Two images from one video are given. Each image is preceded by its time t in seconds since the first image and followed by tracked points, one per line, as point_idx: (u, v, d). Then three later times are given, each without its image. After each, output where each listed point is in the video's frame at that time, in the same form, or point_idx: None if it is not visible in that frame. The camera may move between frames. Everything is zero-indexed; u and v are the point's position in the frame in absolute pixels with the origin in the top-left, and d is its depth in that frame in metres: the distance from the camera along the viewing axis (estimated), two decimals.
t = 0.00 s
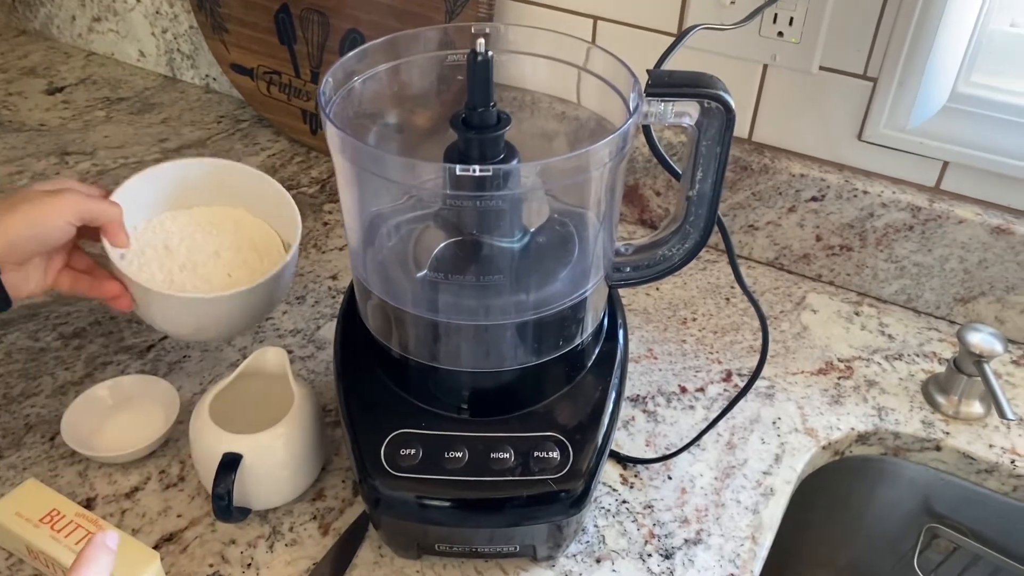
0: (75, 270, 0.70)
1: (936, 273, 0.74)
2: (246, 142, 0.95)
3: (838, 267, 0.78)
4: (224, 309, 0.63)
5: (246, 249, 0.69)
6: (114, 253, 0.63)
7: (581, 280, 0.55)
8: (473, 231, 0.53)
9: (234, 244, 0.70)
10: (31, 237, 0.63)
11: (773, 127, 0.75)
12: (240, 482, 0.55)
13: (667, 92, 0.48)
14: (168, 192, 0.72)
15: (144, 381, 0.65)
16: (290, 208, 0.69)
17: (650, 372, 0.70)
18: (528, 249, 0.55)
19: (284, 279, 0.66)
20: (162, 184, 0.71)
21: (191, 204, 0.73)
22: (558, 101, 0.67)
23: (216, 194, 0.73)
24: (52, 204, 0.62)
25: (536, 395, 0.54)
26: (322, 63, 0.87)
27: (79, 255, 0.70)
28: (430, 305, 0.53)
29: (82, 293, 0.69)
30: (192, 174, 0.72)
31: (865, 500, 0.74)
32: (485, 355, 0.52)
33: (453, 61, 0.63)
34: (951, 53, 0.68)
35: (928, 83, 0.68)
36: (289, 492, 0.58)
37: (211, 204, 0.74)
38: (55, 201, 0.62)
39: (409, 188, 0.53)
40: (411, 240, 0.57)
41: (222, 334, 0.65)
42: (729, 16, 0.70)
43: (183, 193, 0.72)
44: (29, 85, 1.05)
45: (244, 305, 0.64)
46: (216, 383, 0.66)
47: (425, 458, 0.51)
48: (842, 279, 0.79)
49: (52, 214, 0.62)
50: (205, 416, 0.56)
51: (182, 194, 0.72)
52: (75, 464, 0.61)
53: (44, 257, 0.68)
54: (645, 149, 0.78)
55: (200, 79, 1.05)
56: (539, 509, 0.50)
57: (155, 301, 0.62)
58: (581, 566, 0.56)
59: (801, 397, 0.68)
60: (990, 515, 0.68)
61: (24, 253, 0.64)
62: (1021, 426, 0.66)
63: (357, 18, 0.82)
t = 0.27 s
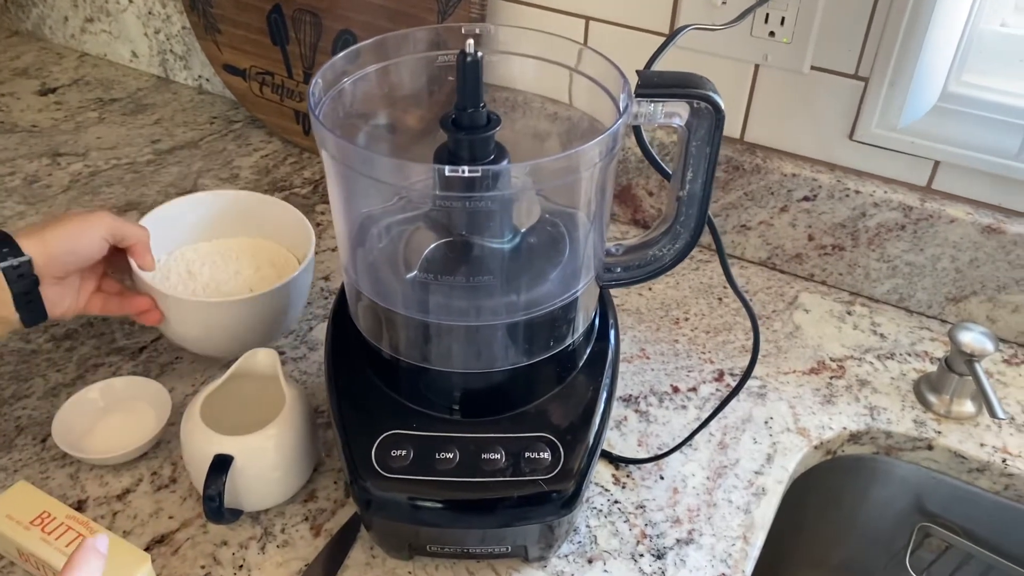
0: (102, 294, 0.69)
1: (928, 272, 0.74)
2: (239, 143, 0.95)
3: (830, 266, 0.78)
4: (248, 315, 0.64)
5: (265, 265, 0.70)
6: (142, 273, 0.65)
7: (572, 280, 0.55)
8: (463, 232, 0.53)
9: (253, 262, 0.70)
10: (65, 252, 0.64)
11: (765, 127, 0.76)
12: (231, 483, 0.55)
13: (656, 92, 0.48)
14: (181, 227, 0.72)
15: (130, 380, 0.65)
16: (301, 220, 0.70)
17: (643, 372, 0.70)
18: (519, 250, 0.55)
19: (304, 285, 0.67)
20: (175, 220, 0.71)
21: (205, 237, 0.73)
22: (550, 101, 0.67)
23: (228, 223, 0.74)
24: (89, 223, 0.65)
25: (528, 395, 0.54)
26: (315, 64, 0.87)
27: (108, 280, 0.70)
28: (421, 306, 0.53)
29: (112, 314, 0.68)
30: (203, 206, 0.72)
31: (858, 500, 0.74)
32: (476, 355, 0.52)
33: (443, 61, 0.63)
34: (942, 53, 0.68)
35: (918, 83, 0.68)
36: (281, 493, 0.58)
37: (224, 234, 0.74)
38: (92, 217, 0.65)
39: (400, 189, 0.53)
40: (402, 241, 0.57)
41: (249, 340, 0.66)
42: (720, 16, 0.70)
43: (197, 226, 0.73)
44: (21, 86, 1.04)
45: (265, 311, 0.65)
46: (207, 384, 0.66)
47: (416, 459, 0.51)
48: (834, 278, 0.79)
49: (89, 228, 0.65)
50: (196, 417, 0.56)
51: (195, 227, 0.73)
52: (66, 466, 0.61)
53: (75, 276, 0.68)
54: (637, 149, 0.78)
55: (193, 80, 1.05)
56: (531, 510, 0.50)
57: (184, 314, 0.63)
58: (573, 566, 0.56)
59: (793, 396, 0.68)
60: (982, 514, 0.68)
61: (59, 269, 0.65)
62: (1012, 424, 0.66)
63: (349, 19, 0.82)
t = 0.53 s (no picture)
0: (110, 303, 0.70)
1: (923, 270, 0.74)
2: (237, 143, 0.95)
3: (826, 265, 0.79)
4: (251, 319, 0.64)
5: (266, 272, 0.70)
6: (147, 280, 0.66)
7: (569, 279, 0.55)
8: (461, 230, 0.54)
9: (253, 269, 0.70)
10: (75, 260, 0.66)
11: (761, 127, 0.76)
12: (230, 481, 0.56)
13: (652, 92, 0.49)
14: (176, 241, 0.71)
15: (129, 379, 0.66)
16: (301, 227, 0.70)
17: (640, 370, 0.70)
18: (516, 248, 0.56)
19: (306, 287, 0.68)
20: (170, 235, 0.71)
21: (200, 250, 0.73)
22: (547, 101, 0.67)
23: (222, 234, 0.73)
24: (95, 233, 0.66)
25: (526, 393, 0.54)
26: (313, 64, 0.87)
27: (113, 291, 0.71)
28: (420, 304, 0.53)
29: (119, 321, 0.69)
30: (197, 219, 0.72)
31: (854, 497, 0.74)
32: (474, 353, 0.53)
33: (441, 61, 0.63)
34: (936, 53, 0.69)
35: (913, 82, 0.69)
36: (280, 491, 0.58)
37: (219, 246, 0.74)
38: (100, 227, 0.67)
39: (398, 188, 0.54)
40: (400, 240, 0.57)
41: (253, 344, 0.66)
42: (717, 16, 0.71)
43: (192, 239, 0.72)
44: (19, 86, 1.05)
45: (267, 314, 0.65)
46: (206, 384, 0.66)
47: (415, 456, 0.52)
48: (830, 277, 0.79)
49: (97, 237, 0.66)
50: (196, 417, 0.56)
51: (190, 240, 0.72)
52: (66, 464, 0.61)
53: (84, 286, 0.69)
54: (634, 149, 0.79)
55: (192, 80, 1.05)
56: (529, 506, 0.51)
57: (191, 322, 0.63)
58: (571, 562, 0.56)
59: (789, 394, 0.69)
60: (977, 510, 0.69)
61: (69, 278, 0.66)
62: (1007, 422, 0.66)
63: (347, 19, 0.82)
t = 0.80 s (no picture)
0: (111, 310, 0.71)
1: (918, 272, 0.75)
2: (235, 145, 0.96)
3: (822, 266, 0.79)
4: (251, 320, 0.65)
5: (265, 274, 0.70)
6: (149, 287, 0.66)
7: (565, 280, 0.56)
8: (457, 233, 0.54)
9: (253, 272, 0.70)
10: (75, 267, 0.67)
11: (757, 129, 0.76)
12: (228, 482, 0.56)
13: (646, 95, 0.49)
14: (174, 247, 0.71)
15: (128, 381, 0.66)
16: (299, 230, 0.70)
17: (636, 371, 0.71)
18: (512, 250, 0.56)
19: (305, 287, 0.68)
20: (167, 241, 0.71)
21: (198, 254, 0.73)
22: (544, 104, 0.67)
23: (219, 238, 0.73)
24: (96, 240, 0.67)
25: (522, 394, 0.54)
26: (310, 66, 0.88)
27: (114, 298, 0.71)
28: (417, 306, 0.53)
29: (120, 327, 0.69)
30: (196, 225, 0.72)
31: (849, 497, 0.75)
32: (471, 354, 0.53)
33: (438, 65, 0.64)
34: (930, 56, 0.69)
35: (907, 85, 0.69)
36: (278, 492, 0.58)
37: (216, 250, 0.74)
38: (100, 234, 0.67)
39: (395, 191, 0.54)
40: (397, 243, 0.58)
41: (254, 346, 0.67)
42: (712, 19, 0.71)
43: (192, 246, 0.72)
44: (18, 89, 1.05)
45: (265, 314, 0.65)
46: (204, 386, 0.66)
47: (412, 457, 0.52)
48: (826, 278, 0.80)
49: (98, 244, 0.67)
50: (194, 418, 0.57)
51: (188, 245, 0.72)
52: (65, 465, 0.62)
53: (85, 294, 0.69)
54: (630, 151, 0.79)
55: (190, 82, 1.06)
56: (525, 506, 0.51)
57: (193, 325, 0.64)
58: (567, 562, 0.57)
59: (784, 395, 0.69)
60: (972, 510, 0.69)
61: (70, 285, 0.67)
62: (1001, 422, 0.67)
63: (345, 22, 0.83)
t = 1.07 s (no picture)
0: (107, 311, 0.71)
1: (916, 273, 0.75)
2: (235, 147, 0.96)
3: (821, 268, 0.79)
4: (250, 321, 0.65)
5: (264, 276, 0.70)
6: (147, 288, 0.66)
7: (564, 282, 0.56)
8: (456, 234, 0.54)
9: (252, 274, 0.70)
10: (74, 268, 0.67)
11: (756, 131, 0.77)
12: (227, 484, 0.56)
13: (645, 97, 0.49)
14: (173, 249, 0.71)
15: (127, 383, 0.66)
16: (298, 231, 0.70)
17: (635, 373, 0.71)
18: (511, 251, 0.56)
19: (304, 287, 0.68)
20: (166, 243, 0.71)
21: (197, 257, 0.73)
22: (542, 105, 0.68)
23: (217, 241, 0.73)
24: (95, 240, 0.67)
25: (521, 395, 0.54)
26: (310, 68, 0.88)
27: (113, 299, 0.71)
28: (416, 308, 0.53)
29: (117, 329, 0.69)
30: (195, 227, 0.72)
31: (847, 498, 0.75)
32: (470, 356, 0.53)
33: (437, 67, 0.64)
34: (928, 57, 0.69)
35: (906, 86, 0.69)
36: (277, 494, 0.58)
37: (214, 252, 0.74)
38: (100, 235, 0.67)
39: (394, 192, 0.54)
40: (396, 244, 0.58)
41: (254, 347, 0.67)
42: (711, 21, 0.71)
43: (190, 247, 0.72)
44: (17, 91, 1.05)
45: (265, 317, 0.65)
46: (203, 387, 0.66)
47: (411, 459, 0.52)
48: (824, 280, 0.80)
49: (97, 245, 0.67)
50: (193, 419, 0.57)
51: (186, 248, 0.72)
52: (64, 467, 0.62)
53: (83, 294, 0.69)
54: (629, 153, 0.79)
55: (189, 84, 1.06)
56: (524, 508, 0.51)
57: (193, 327, 0.64)
58: (566, 564, 0.56)
59: (783, 396, 0.69)
60: (971, 512, 0.69)
61: (67, 286, 0.67)
62: (1000, 424, 0.67)
63: (344, 24, 0.83)
